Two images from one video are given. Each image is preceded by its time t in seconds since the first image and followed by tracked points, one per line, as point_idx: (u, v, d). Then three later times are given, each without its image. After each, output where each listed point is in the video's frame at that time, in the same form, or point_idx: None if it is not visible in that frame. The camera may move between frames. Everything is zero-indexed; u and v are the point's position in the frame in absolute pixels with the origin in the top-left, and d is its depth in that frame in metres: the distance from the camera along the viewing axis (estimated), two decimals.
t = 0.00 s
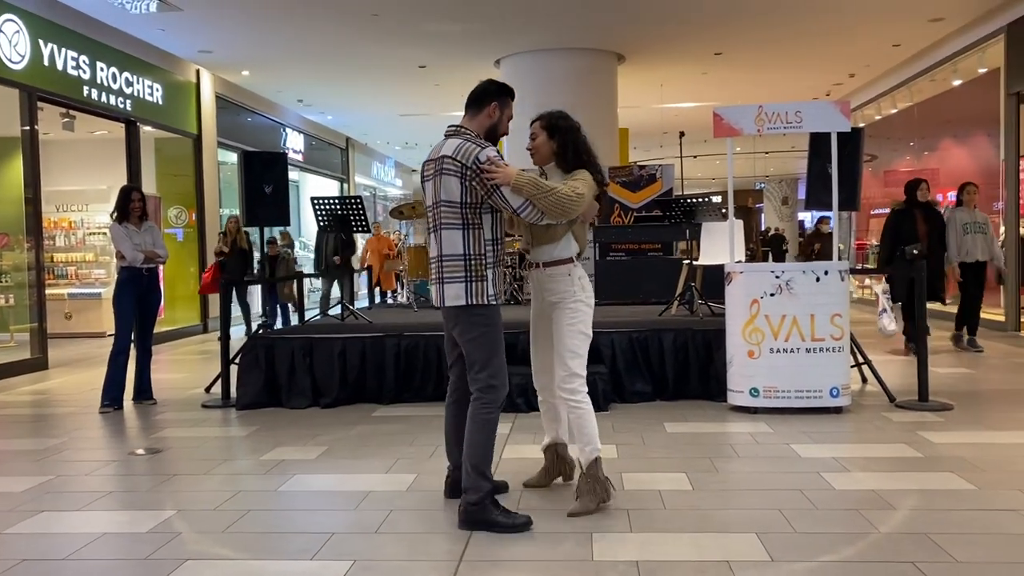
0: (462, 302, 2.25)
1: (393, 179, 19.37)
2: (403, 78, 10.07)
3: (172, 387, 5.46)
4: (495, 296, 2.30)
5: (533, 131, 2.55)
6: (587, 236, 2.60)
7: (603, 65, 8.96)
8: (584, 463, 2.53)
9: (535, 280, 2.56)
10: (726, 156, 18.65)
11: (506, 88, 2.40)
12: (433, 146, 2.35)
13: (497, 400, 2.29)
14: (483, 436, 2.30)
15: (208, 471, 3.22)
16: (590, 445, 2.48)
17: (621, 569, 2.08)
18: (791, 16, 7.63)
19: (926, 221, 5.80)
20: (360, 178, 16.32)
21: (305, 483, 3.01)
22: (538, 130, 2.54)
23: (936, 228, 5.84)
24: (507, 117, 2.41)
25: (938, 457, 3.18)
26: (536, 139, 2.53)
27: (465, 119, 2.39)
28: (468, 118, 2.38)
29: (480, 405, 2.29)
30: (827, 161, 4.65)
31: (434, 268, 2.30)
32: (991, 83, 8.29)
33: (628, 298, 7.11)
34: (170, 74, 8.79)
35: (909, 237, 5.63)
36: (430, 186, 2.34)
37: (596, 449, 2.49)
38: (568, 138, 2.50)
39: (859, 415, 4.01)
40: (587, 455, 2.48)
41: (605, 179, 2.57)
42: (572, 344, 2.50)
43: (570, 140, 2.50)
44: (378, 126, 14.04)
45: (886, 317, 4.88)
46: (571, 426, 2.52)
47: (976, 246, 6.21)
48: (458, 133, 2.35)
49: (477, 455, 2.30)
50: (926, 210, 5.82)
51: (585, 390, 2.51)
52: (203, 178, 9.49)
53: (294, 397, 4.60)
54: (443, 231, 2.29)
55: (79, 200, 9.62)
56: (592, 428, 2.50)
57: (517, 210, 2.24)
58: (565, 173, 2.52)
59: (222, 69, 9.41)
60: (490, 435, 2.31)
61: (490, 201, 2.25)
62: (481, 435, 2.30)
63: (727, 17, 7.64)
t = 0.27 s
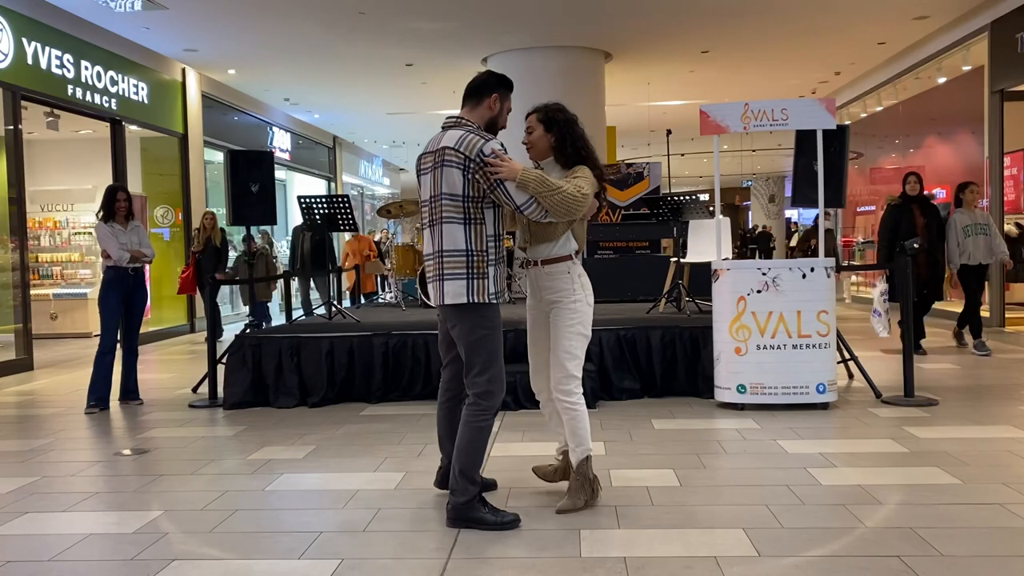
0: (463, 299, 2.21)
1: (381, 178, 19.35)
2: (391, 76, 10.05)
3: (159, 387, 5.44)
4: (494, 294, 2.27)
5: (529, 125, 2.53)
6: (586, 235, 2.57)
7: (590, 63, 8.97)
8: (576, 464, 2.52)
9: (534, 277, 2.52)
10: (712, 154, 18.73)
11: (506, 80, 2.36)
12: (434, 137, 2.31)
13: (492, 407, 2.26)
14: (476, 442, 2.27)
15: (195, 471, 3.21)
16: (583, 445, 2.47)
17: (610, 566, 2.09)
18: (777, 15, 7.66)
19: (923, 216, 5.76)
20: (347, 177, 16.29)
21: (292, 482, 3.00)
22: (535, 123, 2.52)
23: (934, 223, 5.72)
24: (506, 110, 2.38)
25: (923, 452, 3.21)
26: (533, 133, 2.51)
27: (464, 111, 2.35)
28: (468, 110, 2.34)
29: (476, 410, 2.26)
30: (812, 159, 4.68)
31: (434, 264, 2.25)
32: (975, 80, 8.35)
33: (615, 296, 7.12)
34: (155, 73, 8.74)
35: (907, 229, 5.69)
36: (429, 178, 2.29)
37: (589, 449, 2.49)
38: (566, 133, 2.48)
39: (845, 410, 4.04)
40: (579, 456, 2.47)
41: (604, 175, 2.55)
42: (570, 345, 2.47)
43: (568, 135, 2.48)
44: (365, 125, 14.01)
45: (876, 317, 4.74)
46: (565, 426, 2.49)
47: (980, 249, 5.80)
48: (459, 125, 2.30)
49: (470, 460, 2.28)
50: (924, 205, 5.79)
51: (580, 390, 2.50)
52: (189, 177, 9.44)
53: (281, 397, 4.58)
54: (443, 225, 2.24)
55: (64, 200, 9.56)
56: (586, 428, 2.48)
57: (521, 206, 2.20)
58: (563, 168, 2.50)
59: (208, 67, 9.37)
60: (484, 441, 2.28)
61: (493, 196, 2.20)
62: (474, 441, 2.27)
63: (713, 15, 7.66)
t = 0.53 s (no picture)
0: (462, 299, 2.20)
1: (373, 177, 19.32)
2: (382, 75, 10.04)
3: (150, 388, 5.42)
4: (493, 293, 2.27)
5: (526, 122, 2.52)
6: (584, 233, 2.57)
7: (582, 61, 8.97)
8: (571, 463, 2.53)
9: (533, 276, 2.51)
10: (704, 152, 18.77)
11: (502, 76, 2.36)
12: (431, 133, 2.29)
13: (488, 408, 2.26)
14: (471, 442, 2.27)
15: (187, 471, 3.20)
16: (577, 444, 2.48)
17: (603, 563, 2.09)
18: (767, 13, 7.68)
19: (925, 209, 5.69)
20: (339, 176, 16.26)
21: (285, 482, 2.99)
22: (532, 121, 2.51)
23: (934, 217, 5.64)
24: (502, 106, 2.38)
25: (914, 448, 3.22)
26: (530, 131, 2.50)
27: (460, 107, 2.35)
28: (464, 107, 2.34)
29: (472, 409, 2.26)
30: (803, 156, 4.69)
31: (432, 263, 2.24)
32: (965, 78, 8.38)
33: (608, 294, 7.14)
34: (146, 72, 8.71)
35: (907, 223, 5.64)
36: (426, 175, 2.28)
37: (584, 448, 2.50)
38: (564, 130, 2.48)
39: (837, 407, 4.05)
40: (574, 455, 2.49)
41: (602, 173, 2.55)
42: (568, 346, 2.47)
43: (567, 133, 2.48)
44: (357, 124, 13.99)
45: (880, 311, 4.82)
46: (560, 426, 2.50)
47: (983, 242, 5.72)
48: (456, 121, 2.29)
49: (465, 459, 2.28)
50: (926, 199, 5.72)
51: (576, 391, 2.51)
52: (180, 176, 9.41)
53: (274, 396, 4.57)
54: (441, 224, 2.23)
55: (54, 200, 9.52)
56: (581, 428, 2.49)
57: (521, 205, 2.19)
58: (563, 166, 2.50)
59: (199, 66, 9.34)
60: (479, 441, 2.28)
61: (492, 194, 2.20)
62: (469, 440, 2.27)
63: (704, 13, 7.67)
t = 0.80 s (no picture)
0: (457, 294, 2.20)
1: (365, 176, 19.29)
2: (374, 74, 10.02)
3: (142, 388, 5.40)
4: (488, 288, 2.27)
5: (520, 117, 2.52)
6: (578, 227, 2.58)
7: (574, 59, 8.97)
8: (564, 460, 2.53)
9: (528, 272, 2.50)
10: (697, 149, 18.79)
11: (493, 72, 2.36)
12: (422, 129, 2.29)
13: (475, 407, 2.26)
14: (460, 442, 2.27)
15: (179, 472, 3.19)
16: (571, 442, 2.49)
17: (596, 561, 2.10)
18: (758, 11, 7.69)
19: (935, 209, 5.51)
20: (332, 175, 16.23)
21: (278, 482, 2.99)
22: (525, 116, 2.51)
23: (945, 218, 5.45)
24: (494, 102, 2.38)
25: (905, 444, 3.24)
26: (524, 125, 2.50)
27: (452, 102, 2.35)
28: (455, 102, 2.34)
29: (458, 410, 2.26)
30: (794, 153, 4.70)
31: (426, 259, 2.23)
32: (955, 75, 8.41)
33: (601, 292, 7.14)
34: (137, 71, 8.67)
35: (915, 225, 5.53)
36: (419, 170, 2.27)
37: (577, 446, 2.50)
38: (557, 124, 2.48)
39: (829, 404, 4.06)
40: (568, 452, 2.49)
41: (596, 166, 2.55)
42: (564, 343, 2.47)
43: (561, 127, 2.48)
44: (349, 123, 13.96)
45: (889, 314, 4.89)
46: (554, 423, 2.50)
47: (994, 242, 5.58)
48: (447, 115, 2.29)
49: (454, 459, 2.28)
50: (937, 197, 5.54)
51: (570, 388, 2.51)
52: (172, 176, 9.38)
53: (267, 396, 4.57)
54: (435, 218, 2.23)
55: (45, 200, 9.47)
56: (575, 425, 2.49)
57: (516, 195, 2.19)
58: (556, 160, 2.50)
59: (190, 66, 9.31)
60: (467, 441, 2.28)
61: (486, 186, 2.20)
62: (458, 440, 2.27)
63: (696, 11, 7.68)
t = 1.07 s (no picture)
0: (456, 285, 2.19)
1: (359, 175, 19.26)
2: (368, 73, 10.01)
3: (136, 389, 5.38)
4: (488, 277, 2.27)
5: (511, 112, 2.52)
6: (571, 218, 2.58)
7: (567, 58, 8.98)
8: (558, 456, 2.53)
9: (520, 267, 2.50)
10: (690, 148, 18.81)
11: (482, 66, 2.35)
12: (411, 125, 2.29)
13: (461, 404, 2.27)
14: (449, 440, 2.27)
15: (173, 472, 3.19)
16: (565, 438, 2.49)
17: (590, 558, 2.10)
18: (751, 8, 7.71)
19: (946, 202, 5.33)
20: (325, 174, 16.21)
21: (273, 482, 2.99)
22: (517, 111, 2.51)
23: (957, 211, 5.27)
24: (483, 96, 2.38)
25: (898, 441, 3.25)
26: (516, 121, 2.50)
27: (441, 98, 2.34)
28: (444, 97, 2.33)
29: (445, 407, 2.26)
30: (787, 151, 4.71)
31: (423, 252, 2.23)
32: (948, 72, 8.44)
33: (595, 290, 7.14)
34: (129, 71, 8.65)
35: (925, 216, 5.29)
36: (411, 167, 2.28)
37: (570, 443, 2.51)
38: (548, 119, 2.49)
39: (823, 401, 4.07)
40: (562, 448, 2.49)
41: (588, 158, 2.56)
42: (557, 339, 2.47)
43: (553, 122, 2.48)
44: (342, 122, 13.95)
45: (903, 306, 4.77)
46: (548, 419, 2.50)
47: (1009, 236, 5.42)
48: (437, 109, 2.30)
49: (445, 457, 2.29)
50: (947, 189, 5.37)
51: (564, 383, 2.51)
52: (165, 176, 9.35)
53: (261, 396, 4.56)
54: (430, 212, 2.22)
55: (38, 200, 9.44)
56: (570, 421, 2.50)
57: (509, 180, 2.18)
58: (548, 153, 2.50)
59: (183, 65, 9.28)
60: (456, 438, 2.28)
61: (479, 174, 2.19)
62: (447, 438, 2.27)
63: (689, 9, 7.70)
